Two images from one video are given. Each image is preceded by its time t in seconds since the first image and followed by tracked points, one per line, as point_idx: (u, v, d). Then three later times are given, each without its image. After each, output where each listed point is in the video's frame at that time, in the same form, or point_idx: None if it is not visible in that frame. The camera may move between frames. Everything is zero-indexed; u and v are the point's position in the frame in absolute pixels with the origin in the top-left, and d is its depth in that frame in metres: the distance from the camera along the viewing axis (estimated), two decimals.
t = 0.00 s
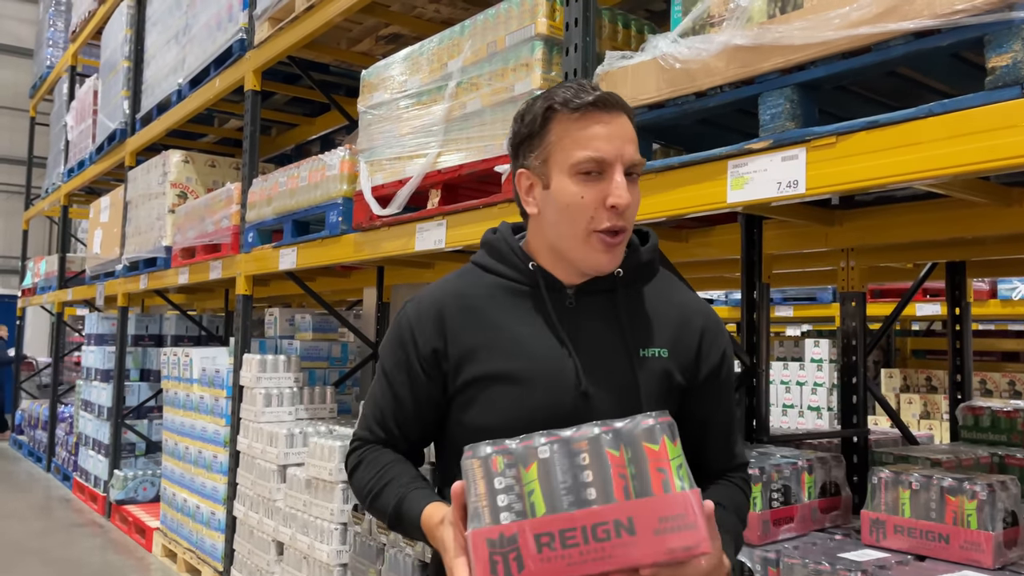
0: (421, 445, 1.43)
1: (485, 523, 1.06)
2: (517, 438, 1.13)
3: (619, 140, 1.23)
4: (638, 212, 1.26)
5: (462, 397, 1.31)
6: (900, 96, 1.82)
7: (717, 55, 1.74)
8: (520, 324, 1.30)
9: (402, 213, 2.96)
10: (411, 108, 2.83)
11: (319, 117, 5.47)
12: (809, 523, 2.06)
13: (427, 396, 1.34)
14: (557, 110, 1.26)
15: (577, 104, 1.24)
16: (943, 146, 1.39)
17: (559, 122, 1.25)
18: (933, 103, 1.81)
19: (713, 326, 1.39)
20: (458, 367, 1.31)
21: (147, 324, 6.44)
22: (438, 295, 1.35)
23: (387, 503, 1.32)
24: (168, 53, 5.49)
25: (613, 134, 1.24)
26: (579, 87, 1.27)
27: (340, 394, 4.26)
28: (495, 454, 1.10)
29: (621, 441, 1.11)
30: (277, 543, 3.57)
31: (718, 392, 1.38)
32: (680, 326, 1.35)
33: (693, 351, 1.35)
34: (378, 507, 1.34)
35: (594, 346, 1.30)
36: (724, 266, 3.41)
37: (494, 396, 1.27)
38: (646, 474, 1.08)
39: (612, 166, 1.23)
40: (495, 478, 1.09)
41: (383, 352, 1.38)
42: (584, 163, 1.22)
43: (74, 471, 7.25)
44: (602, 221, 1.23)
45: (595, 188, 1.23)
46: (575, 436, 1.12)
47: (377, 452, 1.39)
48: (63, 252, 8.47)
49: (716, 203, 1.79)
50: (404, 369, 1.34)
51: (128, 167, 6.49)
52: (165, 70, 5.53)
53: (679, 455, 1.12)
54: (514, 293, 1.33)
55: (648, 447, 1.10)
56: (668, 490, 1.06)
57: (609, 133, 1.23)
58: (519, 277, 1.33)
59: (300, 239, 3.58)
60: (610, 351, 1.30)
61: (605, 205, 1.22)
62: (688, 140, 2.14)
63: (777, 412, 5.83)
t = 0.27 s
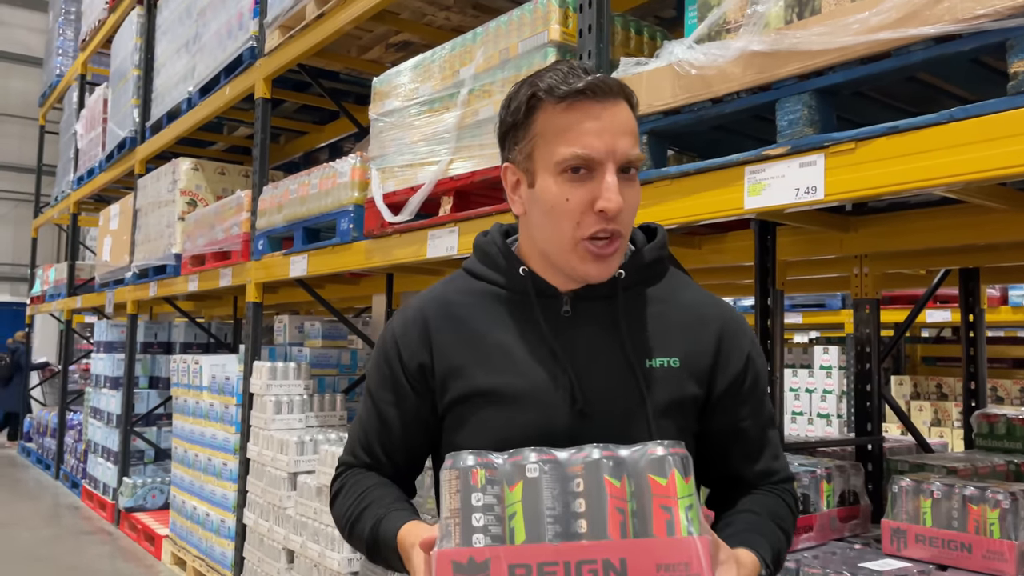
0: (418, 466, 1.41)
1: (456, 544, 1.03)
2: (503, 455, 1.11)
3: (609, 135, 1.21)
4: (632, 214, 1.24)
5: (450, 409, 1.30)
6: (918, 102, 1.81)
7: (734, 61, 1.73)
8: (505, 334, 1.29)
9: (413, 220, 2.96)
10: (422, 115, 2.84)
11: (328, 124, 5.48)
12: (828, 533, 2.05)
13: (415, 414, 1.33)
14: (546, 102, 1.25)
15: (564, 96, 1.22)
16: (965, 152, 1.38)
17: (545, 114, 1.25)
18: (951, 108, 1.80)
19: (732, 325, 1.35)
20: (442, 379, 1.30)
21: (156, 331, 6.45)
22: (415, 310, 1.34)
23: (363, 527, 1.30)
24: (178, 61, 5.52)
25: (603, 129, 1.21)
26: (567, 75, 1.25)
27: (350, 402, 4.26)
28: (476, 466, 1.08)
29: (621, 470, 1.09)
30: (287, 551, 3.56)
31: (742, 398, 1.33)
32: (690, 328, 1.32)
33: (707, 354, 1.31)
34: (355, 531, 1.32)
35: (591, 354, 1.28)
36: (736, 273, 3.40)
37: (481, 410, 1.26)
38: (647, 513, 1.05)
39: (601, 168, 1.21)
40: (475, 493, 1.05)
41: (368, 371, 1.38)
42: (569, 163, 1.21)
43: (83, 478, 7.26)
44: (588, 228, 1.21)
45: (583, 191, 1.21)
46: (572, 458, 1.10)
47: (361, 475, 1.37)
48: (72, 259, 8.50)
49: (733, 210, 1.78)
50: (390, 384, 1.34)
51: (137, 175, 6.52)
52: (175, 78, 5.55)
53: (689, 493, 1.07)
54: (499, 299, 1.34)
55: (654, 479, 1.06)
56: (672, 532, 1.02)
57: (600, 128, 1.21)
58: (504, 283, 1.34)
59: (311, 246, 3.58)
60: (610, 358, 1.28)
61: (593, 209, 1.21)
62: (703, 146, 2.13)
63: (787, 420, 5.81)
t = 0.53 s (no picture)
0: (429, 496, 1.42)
1: (469, 551, 0.97)
2: (525, 449, 1.06)
3: (676, 126, 1.17)
4: (697, 214, 1.19)
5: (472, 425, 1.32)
6: (927, 107, 1.81)
7: (743, 67, 1.73)
8: (535, 354, 1.32)
9: (421, 227, 2.97)
10: (430, 123, 2.84)
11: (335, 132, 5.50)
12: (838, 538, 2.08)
13: (432, 435, 1.36)
14: (602, 87, 1.20)
15: (624, 81, 1.18)
16: (977, 157, 1.37)
17: (598, 99, 1.21)
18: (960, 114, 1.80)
19: (804, 349, 1.32)
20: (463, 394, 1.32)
21: (163, 339, 6.46)
22: (444, 321, 1.39)
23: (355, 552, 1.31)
24: (186, 70, 5.55)
25: (668, 119, 1.17)
26: (626, 59, 1.20)
27: (357, 409, 4.25)
28: (488, 458, 1.04)
29: (673, 467, 1.01)
30: (294, 559, 3.55)
31: (813, 431, 1.28)
32: (757, 349, 1.30)
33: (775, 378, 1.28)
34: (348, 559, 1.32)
35: (632, 377, 1.28)
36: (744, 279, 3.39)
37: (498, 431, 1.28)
38: (712, 519, 0.96)
39: (665, 164, 1.16)
40: (489, 489, 1.01)
41: (382, 393, 1.42)
42: (627, 158, 1.17)
43: (90, 485, 7.27)
44: (645, 231, 1.17)
45: (642, 189, 1.17)
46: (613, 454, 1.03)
47: (356, 504, 1.40)
48: (80, 267, 8.54)
49: (742, 216, 1.78)
50: (411, 399, 1.36)
51: (145, 183, 6.55)
52: (183, 87, 5.58)
53: (763, 494, 0.99)
54: (540, 318, 1.35)
55: (722, 475, 0.98)
56: (742, 541, 0.93)
57: (664, 119, 1.16)
58: (547, 299, 1.35)
59: (319, 253, 3.59)
60: (655, 381, 1.28)
61: (650, 210, 1.16)
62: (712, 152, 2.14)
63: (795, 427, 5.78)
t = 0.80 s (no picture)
0: (420, 510, 1.40)
1: None
2: (528, 462, 1.01)
3: (686, 87, 1.16)
4: (710, 182, 1.19)
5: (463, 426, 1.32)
6: (930, 112, 1.81)
7: (745, 73, 1.74)
8: (531, 353, 1.32)
9: (424, 233, 2.97)
10: (433, 129, 2.85)
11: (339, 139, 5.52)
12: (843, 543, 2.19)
13: (422, 442, 1.36)
14: (604, 46, 1.19)
15: (627, 39, 1.17)
16: (979, 162, 1.37)
17: (599, 58, 1.20)
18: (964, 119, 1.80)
19: (833, 336, 1.31)
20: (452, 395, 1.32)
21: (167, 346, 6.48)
22: (431, 312, 1.39)
23: None
24: (190, 77, 5.57)
25: (678, 79, 1.16)
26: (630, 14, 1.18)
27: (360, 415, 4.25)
28: (483, 474, 0.97)
29: (702, 487, 0.98)
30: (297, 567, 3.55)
31: (845, 430, 1.26)
32: (785, 339, 1.30)
33: (802, 369, 1.28)
34: None
35: (640, 374, 1.29)
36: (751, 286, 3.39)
37: (494, 435, 1.27)
38: (755, 550, 0.94)
39: (674, 130, 1.15)
40: (484, 513, 0.95)
41: (365, 401, 1.41)
42: (634, 124, 1.16)
43: (94, 492, 7.28)
44: (656, 208, 1.16)
45: (649, 157, 1.16)
46: (634, 469, 0.99)
47: (339, 524, 1.36)
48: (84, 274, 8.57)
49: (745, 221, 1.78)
50: (398, 403, 1.36)
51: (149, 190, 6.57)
52: (187, 94, 5.60)
53: (814, 521, 0.94)
54: (533, 307, 1.36)
55: (765, 498, 0.94)
56: None
57: (674, 81, 1.15)
58: (540, 287, 1.36)
59: (323, 259, 3.59)
60: (666, 377, 1.29)
61: (662, 183, 1.15)
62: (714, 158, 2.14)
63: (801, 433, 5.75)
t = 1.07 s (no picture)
0: (381, 526, 1.38)
1: None
2: (496, 486, 1.04)
3: (662, 77, 1.18)
4: (688, 174, 1.22)
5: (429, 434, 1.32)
6: (927, 118, 1.82)
7: (742, 80, 1.75)
8: (501, 358, 1.33)
9: (425, 239, 2.98)
10: (433, 135, 2.87)
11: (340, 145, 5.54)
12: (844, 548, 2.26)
13: (386, 451, 1.34)
14: (580, 35, 1.22)
15: (604, 27, 1.20)
16: (973, 168, 1.38)
17: (574, 48, 1.22)
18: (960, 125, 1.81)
19: (806, 345, 1.37)
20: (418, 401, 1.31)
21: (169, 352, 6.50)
22: (397, 315, 1.39)
23: None
24: (192, 84, 5.60)
25: (654, 69, 1.18)
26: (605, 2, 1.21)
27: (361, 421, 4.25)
28: (449, 500, 1.00)
29: (678, 507, 1.02)
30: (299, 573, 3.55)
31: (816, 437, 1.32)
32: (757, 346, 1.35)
33: (776, 376, 1.33)
34: None
35: (615, 380, 1.31)
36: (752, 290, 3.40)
37: (461, 442, 1.27)
38: (733, 564, 1.00)
39: (650, 120, 1.18)
40: (451, 539, 0.98)
41: (326, 408, 1.39)
42: (609, 113, 1.18)
43: (97, 499, 7.29)
44: (632, 200, 1.18)
45: (625, 148, 1.19)
46: (606, 490, 1.04)
47: (297, 538, 1.33)
48: (87, 280, 8.59)
49: (742, 226, 1.79)
50: (361, 410, 1.35)
51: (151, 197, 6.59)
52: (189, 101, 5.63)
53: (792, 539, 1.01)
54: (507, 311, 1.37)
55: (743, 518, 1.01)
56: None
57: (651, 70, 1.18)
58: (514, 291, 1.38)
59: (324, 266, 3.61)
60: (642, 383, 1.31)
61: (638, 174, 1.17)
62: (712, 164, 2.16)
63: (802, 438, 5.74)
